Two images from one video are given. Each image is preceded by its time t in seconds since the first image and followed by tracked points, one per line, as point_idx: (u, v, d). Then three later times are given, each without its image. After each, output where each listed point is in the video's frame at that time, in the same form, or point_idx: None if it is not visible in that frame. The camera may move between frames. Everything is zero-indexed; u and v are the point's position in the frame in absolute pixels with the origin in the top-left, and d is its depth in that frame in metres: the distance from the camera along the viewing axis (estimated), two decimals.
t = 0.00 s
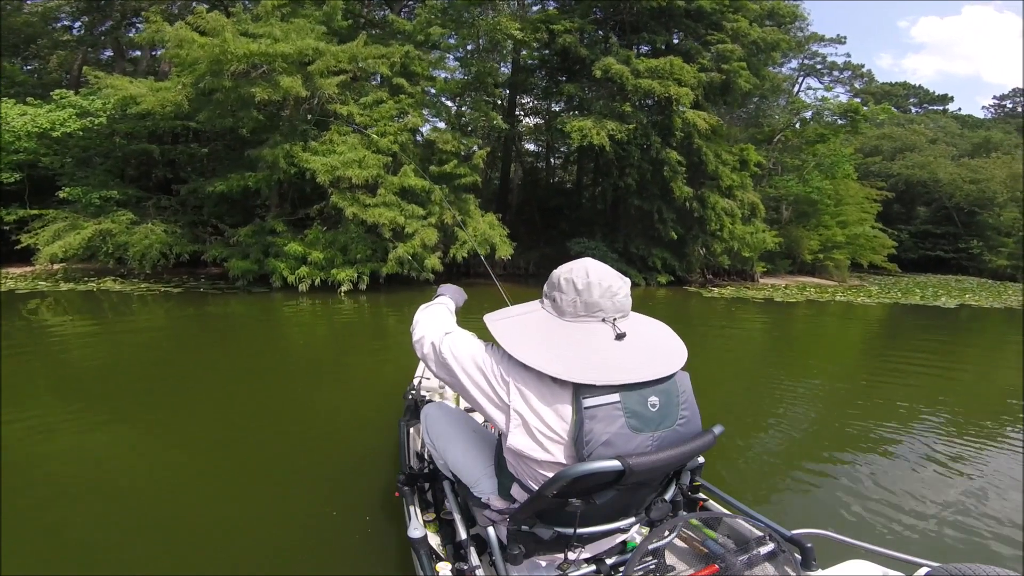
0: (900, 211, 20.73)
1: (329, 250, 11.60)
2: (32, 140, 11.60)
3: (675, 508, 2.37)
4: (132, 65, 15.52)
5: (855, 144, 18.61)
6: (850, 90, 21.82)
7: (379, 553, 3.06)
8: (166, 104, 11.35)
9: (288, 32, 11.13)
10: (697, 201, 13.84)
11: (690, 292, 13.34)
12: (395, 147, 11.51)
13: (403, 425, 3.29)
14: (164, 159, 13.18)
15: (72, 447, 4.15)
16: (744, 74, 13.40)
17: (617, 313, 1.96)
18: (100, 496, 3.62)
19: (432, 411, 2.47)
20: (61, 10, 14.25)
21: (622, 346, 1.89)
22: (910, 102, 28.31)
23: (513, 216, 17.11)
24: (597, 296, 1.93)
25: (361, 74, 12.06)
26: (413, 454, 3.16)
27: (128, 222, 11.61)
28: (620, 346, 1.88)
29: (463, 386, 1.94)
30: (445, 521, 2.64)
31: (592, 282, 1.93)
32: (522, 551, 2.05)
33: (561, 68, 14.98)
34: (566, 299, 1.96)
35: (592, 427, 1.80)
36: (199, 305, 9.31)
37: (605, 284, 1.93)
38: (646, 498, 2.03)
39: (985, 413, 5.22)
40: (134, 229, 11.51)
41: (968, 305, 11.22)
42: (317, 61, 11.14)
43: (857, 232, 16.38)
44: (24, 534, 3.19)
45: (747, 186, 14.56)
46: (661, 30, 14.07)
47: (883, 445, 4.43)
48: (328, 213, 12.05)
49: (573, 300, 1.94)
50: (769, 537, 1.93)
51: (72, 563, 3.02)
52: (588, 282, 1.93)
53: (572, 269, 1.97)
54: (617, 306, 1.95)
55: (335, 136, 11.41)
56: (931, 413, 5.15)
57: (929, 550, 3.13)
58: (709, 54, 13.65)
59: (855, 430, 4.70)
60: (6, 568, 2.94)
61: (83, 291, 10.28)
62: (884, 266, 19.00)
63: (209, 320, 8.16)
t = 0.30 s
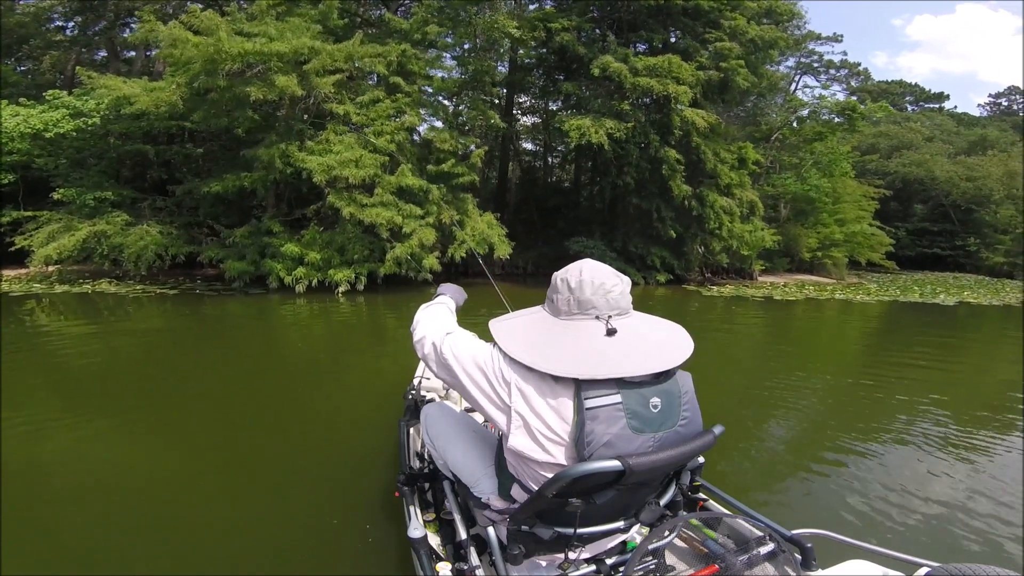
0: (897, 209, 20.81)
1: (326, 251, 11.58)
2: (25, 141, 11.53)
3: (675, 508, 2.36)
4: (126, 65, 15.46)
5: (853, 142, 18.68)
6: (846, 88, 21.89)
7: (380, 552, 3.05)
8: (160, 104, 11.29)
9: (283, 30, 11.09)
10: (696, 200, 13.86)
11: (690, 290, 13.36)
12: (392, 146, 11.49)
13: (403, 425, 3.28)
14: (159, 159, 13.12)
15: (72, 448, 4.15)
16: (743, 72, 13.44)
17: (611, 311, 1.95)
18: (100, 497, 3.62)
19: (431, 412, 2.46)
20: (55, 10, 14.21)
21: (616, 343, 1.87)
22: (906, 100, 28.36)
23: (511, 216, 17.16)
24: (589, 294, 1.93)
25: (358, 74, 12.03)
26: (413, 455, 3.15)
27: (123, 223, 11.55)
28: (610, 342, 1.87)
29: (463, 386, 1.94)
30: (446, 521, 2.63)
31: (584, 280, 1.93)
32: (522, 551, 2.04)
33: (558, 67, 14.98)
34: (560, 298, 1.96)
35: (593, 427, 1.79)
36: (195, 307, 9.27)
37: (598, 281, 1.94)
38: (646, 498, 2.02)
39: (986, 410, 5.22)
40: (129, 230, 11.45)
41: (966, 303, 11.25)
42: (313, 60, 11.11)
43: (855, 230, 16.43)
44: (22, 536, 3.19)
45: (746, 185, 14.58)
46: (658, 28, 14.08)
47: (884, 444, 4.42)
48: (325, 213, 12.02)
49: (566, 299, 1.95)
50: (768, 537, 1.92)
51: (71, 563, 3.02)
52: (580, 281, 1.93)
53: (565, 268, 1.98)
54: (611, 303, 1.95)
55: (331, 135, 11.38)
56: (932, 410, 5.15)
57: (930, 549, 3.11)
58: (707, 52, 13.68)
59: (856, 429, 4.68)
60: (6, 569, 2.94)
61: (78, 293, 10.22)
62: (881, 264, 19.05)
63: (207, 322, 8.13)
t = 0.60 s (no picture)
0: (894, 208, 20.88)
1: (323, 251, 11.55)
2: (19, 140, 11.47)
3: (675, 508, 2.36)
4: (122, 65, 15.42)
5: (851, 141, 18.72)
6: (844, 88, 21.95)
7: (379, 553, 3.05)
8: (156, 104, 11.24)
9: (279, 29, 11.04)
10: (695, 200, 13.87)
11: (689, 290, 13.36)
12: (390, 146, 11.46)
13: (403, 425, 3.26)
14: (155, 159, 13.08)
15: (71, 449, 4.15)
16: (742, 71, 13.45)
17: (612, 311, 1.94)
18: (99, 497, 3.62)
19: (431, 412, 2.45)
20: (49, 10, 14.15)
21: (616, 343, 1.87)
22: (902, 99, 28.45)
23: (509, 216, 17.17)
24: (590, 294, 1.93)
25: (355, 73, 11.99)
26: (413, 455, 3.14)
27: (118, 223, 11.50)
28: (610, 342, 1.86)
29: (464, 385, 1.93)
30: (446, 521, 2.62)
31: (585, 280, 1.93)
32: (522, 551, 2.03)
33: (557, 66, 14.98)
34: (562, 298, 1.96)
35: (593, 427, 1.79)
36: (191, 307, 9.24)
37: (600, 281, 1.93)
38: (646, 498, 2.02)
39: (985, 409, 5.24)
40: (124, 231, 11.40)
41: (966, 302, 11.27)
42: (310, 59, 11.07)
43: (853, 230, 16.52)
44: (22, 536, 3.20)
45: (745, 184, 14.60)
46: (656, 27, 14.09)
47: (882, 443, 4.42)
48: (322, 213, 11.99)
49: (567, 298, 1.95)
50: (768, 537, 1.92)
51: (72, 563, 3.02)
52: (582, 281, 1.93)
53: (567, 269, 1.98)
54: (612, 303, 1.94)
55: (328, 134, 11.36)
56: (931, 409, 5.16)
57: (930, 549, 3.11)
58: (706, 51, 13.70)
59: (855, 428, 4.70)
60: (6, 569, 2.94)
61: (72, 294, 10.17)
62: (879, 263, 19.11)
63: (204, 323, 8.10)
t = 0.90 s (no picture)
0: (891, 209, 20.96)
1: (320, 251, 11.51)
2: (13, 139, 11.39)
3: (674, 508, 2.36)
4: (117, 63, 15.32)
5: (849, 142, 18.78)
6: (841, 88, 22.04)
7: (379, 553, 3.04)
8: (152, 102, 11.18)
9: (277, 27, 10.98)
10: (694, 200, 13.89)
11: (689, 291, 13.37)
12: (388, 145, 11.43)
13: (403, 425, 3.26)
14: (151, 159, 13.01)
15: (71, 448, 4.14)
16: (741, 71, 13.47)
17: (613, 311, 1.93)
18: (98, 497, 3.60)
19: (432, 410, 2.44)
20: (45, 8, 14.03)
21: (617, 343, 1.86)
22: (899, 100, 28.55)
23: (508, 216, 17.20)
24: (592, 294, 1.92)
25: (353, 71, 11.96)
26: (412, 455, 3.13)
27: (113, 223, 11.44)
28: (611, 343, 1.86)
29: (465, 382, 1.93)
30: (446, 521, 2.61)
31: (587, 279, 1.92)
32: (522, 551, 2.03)
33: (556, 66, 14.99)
34: (563, 296, 1.95)
35: (593, 426, 1.78)
36: (187, 308, 9.20)
37: (602, 282, 1.92)
38: (645, 499, 2.02)
39: (980, 408, 5.27)
40: (120, 231, 11.33)
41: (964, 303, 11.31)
42: (308, 57, 11.04)
43: (850, 230, 16.65)
44: (23, 536, 3.18)
45: (744, 184, 14.62)
46: (655, 27, 14.10)
47: (879, 442, 4.44)
48: (319, 213, 11.95)
49: (569, 297, 1.94)
50: (768, 537, 1.92)
51: (73, 562, 3.01)
52: (584, 281, 1.92)
53: (569, 268, 1.97)
54: (613, 303, 1.93)
55: (326, 134, 11.33)
56: (929, 409, 5.18)
57: (928, 548, 3.11)
58: (705, 51, 13.72)
59: (852, 427, 4.72)
60: (5, 569, 2.93)
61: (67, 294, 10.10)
62: (876, 263, 19.19)
63: (200, 323, 8.05)
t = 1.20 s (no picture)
0: (889, 209, 21.08)
1: (318, 251, 11.48)
2: (8, 138, 11.33)
3: (674, 508, 2.35)
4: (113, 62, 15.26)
5: (847, 142, 18.82)
6: (839, 89, 22.10)
7: (379, 553, 3.03)
8: (148, 101, 11.13)
9: (275, 26, 10.94)
10: (693, 200, 13.90)
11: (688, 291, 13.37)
12: (386, 144, 11.40)
13: (403, 424, 3.25)
14: (147, 158, 12.96)
15: (71, 447, 4.14)
16: (741, 71, 13.48)
17: (616, 312, 1.92)
18: (99, 496, 3.60)
19: (432, 410, 2.43)
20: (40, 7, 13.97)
21: (618, 345, 1.85)
22: (898, 100, 28.52)
23: (507, 215, 17.20)
24: (595, 295, 1.91)
25: (351, 70, 11.92)
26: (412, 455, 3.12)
27: (109, 223, 11.39)
28: (613, 343, 1.85)
29: (467, 380, 1.93)
30: (445, 521, 2.61)
31: (591, 280, 1.92)
32: (522, 551, 2.02)
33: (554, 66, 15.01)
34: (566, 297, 1.95)
35: (593, 425, 1.77)
36: (183, 308, 9.16)
37: (605, 282, 1.92)
38: (646, 498, 2.01)
39: (976, 408, 5.29)
40: (115, 230, 11.28)
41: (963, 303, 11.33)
42: (305, 56, 11.01)
43: (849, 231, 16.76)
44: (23, 536, 3.18)
45: (743, 184, 14.64)
46: (655, 26, 14.10)
47: (877, 443, 4.44)
48: (317, 213, 11.91)
49: (571, 297, 1.94)
50: (768, 537, 1.91)
51: (72, 562, 3.01)
52: (587, 281, 1.91)
53: (574, 268, 1.97)
54: (617, 305, 1.92)
55: (323, 133, 11.29)
56: (926, 409, 5.19)
57: (928, 550, 3.11)
58: (705, 51, 13.72)
59: (849, 427, 4.72)
60: (4, 569, 2.92)
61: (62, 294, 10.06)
62: (876, 263, 19.23)
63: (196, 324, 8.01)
